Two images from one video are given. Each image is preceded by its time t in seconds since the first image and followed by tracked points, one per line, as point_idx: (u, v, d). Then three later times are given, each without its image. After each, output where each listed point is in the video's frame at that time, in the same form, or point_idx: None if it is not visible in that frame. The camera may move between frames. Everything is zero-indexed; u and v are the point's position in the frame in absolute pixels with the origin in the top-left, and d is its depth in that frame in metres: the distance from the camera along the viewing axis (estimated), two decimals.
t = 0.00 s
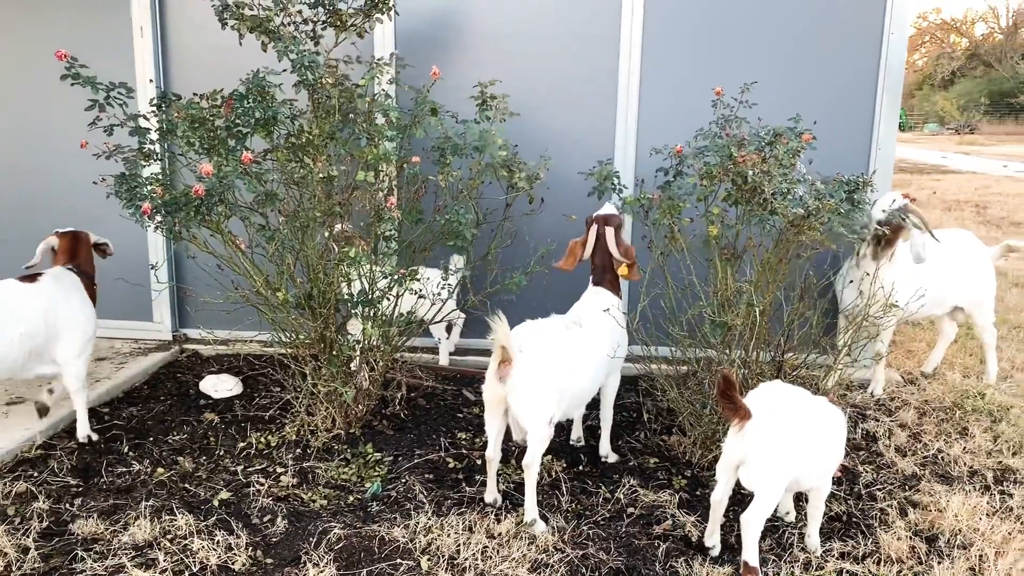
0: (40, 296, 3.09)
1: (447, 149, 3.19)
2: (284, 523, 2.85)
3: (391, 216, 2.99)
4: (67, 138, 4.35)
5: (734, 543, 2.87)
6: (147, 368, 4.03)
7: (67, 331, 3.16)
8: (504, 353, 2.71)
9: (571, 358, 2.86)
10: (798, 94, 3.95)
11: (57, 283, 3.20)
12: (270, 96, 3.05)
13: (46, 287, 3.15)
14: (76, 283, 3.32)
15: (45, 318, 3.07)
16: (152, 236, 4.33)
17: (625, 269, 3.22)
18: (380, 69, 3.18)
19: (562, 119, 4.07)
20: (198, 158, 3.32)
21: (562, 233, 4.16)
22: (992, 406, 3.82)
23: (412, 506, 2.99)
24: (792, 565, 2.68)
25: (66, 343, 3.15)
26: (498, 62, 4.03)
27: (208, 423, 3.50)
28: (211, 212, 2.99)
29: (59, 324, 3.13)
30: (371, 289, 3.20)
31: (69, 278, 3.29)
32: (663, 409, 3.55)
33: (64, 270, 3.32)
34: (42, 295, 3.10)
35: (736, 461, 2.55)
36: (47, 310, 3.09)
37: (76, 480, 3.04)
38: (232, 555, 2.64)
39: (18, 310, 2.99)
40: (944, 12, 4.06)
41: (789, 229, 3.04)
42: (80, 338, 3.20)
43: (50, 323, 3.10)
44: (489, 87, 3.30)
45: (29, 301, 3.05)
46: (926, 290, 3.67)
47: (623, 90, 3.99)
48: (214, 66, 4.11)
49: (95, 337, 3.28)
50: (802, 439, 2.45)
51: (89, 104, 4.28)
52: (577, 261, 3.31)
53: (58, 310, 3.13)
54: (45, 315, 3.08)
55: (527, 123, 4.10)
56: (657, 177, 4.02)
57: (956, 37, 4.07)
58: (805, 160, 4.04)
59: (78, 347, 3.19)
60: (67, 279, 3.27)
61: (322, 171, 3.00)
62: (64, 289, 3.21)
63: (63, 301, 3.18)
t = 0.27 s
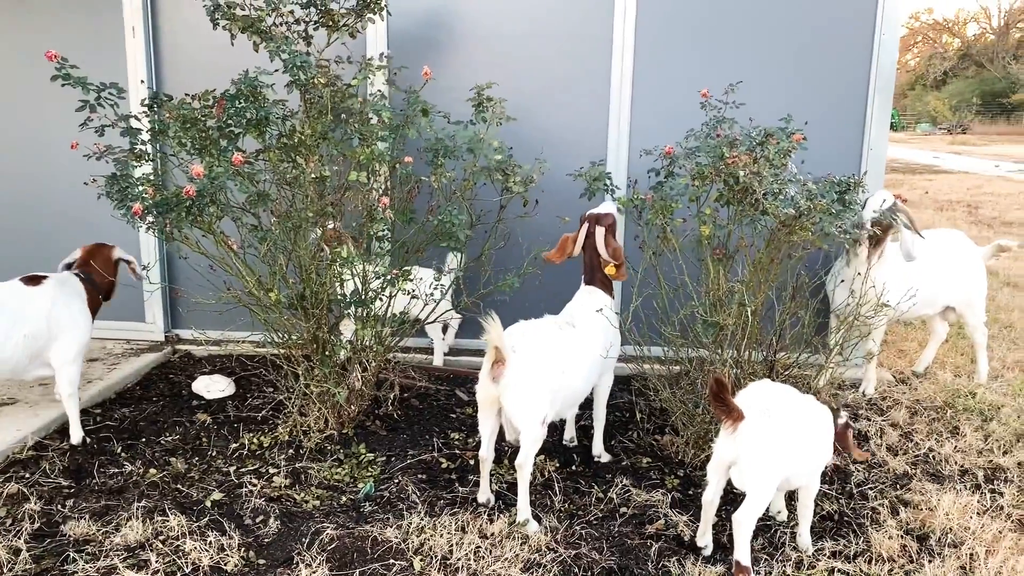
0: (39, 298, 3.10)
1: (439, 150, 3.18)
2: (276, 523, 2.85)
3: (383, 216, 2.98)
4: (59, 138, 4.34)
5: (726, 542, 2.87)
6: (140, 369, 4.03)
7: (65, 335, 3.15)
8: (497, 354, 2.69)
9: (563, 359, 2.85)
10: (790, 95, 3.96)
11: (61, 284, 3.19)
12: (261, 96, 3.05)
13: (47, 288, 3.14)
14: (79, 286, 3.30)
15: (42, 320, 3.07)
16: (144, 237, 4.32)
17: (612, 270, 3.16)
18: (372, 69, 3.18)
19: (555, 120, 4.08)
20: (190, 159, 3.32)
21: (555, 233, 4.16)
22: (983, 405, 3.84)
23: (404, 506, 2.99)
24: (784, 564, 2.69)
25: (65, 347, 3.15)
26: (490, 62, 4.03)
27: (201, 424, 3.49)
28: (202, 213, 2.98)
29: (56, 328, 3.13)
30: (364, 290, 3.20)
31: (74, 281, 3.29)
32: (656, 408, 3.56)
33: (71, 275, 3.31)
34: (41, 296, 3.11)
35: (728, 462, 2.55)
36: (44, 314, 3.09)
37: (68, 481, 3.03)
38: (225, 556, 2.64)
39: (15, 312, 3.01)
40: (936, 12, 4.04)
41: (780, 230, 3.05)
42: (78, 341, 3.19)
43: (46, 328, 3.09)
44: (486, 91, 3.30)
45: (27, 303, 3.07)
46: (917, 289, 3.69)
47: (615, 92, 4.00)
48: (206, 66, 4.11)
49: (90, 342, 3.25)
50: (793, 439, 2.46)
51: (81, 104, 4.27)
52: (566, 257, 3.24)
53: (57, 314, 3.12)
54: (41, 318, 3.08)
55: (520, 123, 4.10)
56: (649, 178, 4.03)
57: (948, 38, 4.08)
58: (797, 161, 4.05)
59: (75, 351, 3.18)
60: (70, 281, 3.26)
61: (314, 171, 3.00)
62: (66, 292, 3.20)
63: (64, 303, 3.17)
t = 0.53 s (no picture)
0: (39, 292, 3.14)
1: (434, 150, 3.18)
2: (271, 523, 2.84)
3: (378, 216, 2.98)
4: (53, 138, 4.33)
5: (721, 541, 2.88)
6: (134, 369, 4.02)
7: (64, 328, 3.18)
8: (492, 353, 2.71)
9: (559, 358, 2.87)
10: (784, 95, 3.97)
11: (58, 280, 3.24)
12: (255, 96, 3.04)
13: (44, 284, 3.18)
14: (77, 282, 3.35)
15: (40, 312, 3.10)
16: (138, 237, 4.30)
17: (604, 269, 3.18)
18: (367, 69, 3.17)
19: (550, 120, 4.08)
20: (184, 159, 3.31)
21: (551, 233, 4.17)
22: (977, 404, 3.85)
23: (400, 506, 2.99)
24: (779, 562, 2.69)
25: (62, 341, 3.16)
26: (486, 62, 4.03)
27: (195, 424, 3.49)
28: (197, 212, 2.97)
29: (55, 321, 3.15)
30: (359, 290, 3.21)
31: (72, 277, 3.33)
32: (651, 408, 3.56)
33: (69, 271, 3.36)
34: (40, 289, 3.15)
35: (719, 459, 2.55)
36: (44, 306, 3.12)
37: (62, 481, 3.02)
38: (220, 556, 2.63)
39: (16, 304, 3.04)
40: (929, 12, 4.01)
41: (774, 229, 3.06)
42: (75, 336, 3.21)
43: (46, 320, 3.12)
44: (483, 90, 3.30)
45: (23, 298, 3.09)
46: (911, 288, 3.70)
47: (609, 93, 4.01)
48: (201, 66, 4.10)
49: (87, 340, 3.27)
50: (785, 437, 2.47)
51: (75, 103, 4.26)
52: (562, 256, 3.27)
53: (56, 307, 3.16)
54: (41, 310, 3.11)
55: (515, 123, 4.10)
56: (644, 178, 4.04)
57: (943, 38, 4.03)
58: (792, 160, 4.05)
59: (72, 346, 3.19)
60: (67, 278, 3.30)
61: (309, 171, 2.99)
62: (63, 287, 3.24)
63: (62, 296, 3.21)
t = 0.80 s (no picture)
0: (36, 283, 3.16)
1: (431, 150, 3.18)
2: (268, 523, 2.84)
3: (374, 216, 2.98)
4: (50, 137, 4.32)
5: (717, 540, 2.88)
6: (130, 369, 4.01)
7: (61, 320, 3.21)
8: (490, 353, 2.70)
9: (555, 358, 2.87)
10: (781, 95, 3.98)
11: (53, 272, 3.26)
12: (252, 96, 3.04)
13: (42, 276, 3.21)
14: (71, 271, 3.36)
15: (38, 304, 3.13)
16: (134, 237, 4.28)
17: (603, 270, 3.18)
18: (365, 69, 3.17)
19: (547, 120, 4.08)
20: (180, 159, 3.31)
21: (548, 233, 4.17)
22: (972, 404, 3.86)
23: (396, 506, 2.99)
24: (775, 562, 2.70)
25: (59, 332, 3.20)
26: (483, 62, 4.03)
27: (192, 424, 3.48)
28: (193, 212, 2.97)
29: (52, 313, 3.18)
30: (355, 290, 3.22)
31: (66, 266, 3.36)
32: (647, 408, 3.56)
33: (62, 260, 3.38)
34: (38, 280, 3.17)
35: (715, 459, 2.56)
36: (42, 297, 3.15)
37: (58, 482, 3.02)
38: (216, 556, 2.63)
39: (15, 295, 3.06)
40: (925, 12, 4.07)
41: (770, 229, 3.06)
42: (72, 328, 3.25)
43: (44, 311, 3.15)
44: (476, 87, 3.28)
45: (22, 290, 3.10)
46: (906, 288, 3.71)
47: (605, 93, 4.01)
48: (197, 65, 4.09)
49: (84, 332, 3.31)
50: (782, 436, 2.47)
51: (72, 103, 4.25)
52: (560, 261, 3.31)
53: (53, 299, 3.19)
54: (39, 302, 3.14)
55: (512, 123, 4.10)
56: (640, 178, 4.06)
57: (938, 38, 4.12)
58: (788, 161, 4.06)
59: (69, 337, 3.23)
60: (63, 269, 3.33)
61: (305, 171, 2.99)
62: (59, 279, 3.26)
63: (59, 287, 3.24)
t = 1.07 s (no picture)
0: (36, 277, 3.24)
1: (428, 151, 3.18)
2: (266, 524, 2.84)
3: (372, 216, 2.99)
4: (47, 137, 4.32)
5: (715, 540, 2.89)
6: (128, 370, 4.01)
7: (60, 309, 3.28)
8: (487, 353, 2.70)
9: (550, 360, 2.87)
10: (778, 95, 3.99)
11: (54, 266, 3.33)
12: (249, 97, 3.04)
13: (43, 271, 3.27)
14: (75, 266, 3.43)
15: (37, 294, 3.20)
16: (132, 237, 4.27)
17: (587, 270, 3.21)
18: (363, 69, 3.17)
19: (544, 120, 4.09)
20: (178, 159, 3.31)
21: (545, 233, 4.17)
22: (968, 404, 3.87)
23: (394, 506, 2.99)
24: (773, 562, 2.70)
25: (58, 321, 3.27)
26: (481, 62, 4.03)
27: (190, 424, 3.49)
28: (191, 213, 2.97)
29: (51, 303, 3.25)
30: (353, 290, 3.22)
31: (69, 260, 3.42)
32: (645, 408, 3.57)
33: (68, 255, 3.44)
34: (37, 274, 3.24)
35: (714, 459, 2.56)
36: (41, 289, 3.23)
37: (56, 482, 3.02)
38: (214, 557, 2.63)
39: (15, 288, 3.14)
40: (922, 13, 4.12)
41: (768, 229, 3.07)
42: (71, 317, 3.32)
43: (42, 301, 3.23)
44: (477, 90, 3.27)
45: (22, 284, 3.19)
46: (903, 288, 3.72)
47: (604, 93, 4.02)
48: (195, 65, 4.09)
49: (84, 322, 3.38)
50: (779, 435, 2.48)
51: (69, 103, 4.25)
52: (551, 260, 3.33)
53: (53, 290, 3.26)
54: (38, 293, 3.21)
55: (510, 123, 4.11)
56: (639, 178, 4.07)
57: (934, 39, 4.15)
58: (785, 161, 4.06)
59: (68, 325, 3.30)
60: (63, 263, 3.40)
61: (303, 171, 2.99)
62: (60, 272, 3.33)
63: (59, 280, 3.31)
